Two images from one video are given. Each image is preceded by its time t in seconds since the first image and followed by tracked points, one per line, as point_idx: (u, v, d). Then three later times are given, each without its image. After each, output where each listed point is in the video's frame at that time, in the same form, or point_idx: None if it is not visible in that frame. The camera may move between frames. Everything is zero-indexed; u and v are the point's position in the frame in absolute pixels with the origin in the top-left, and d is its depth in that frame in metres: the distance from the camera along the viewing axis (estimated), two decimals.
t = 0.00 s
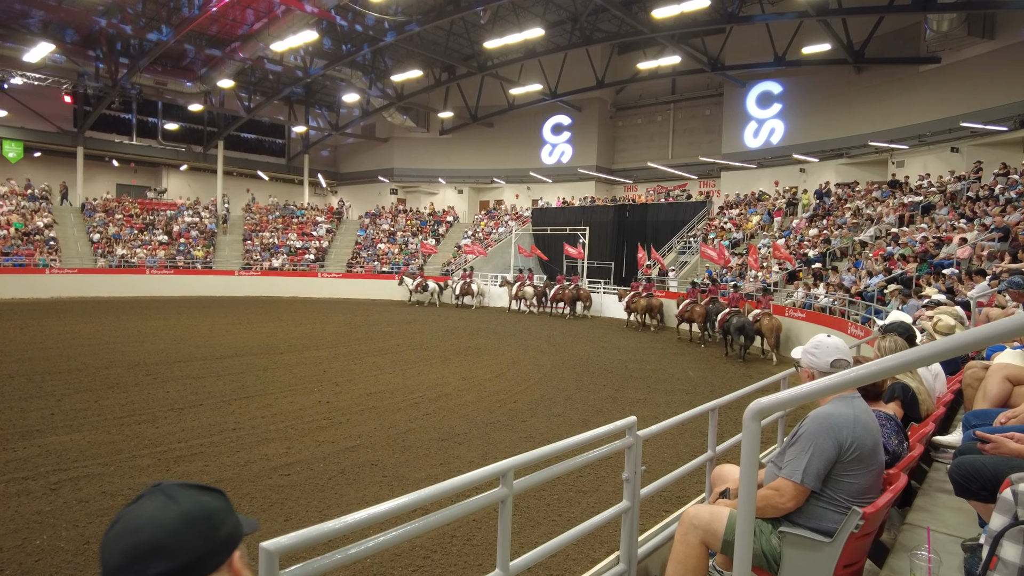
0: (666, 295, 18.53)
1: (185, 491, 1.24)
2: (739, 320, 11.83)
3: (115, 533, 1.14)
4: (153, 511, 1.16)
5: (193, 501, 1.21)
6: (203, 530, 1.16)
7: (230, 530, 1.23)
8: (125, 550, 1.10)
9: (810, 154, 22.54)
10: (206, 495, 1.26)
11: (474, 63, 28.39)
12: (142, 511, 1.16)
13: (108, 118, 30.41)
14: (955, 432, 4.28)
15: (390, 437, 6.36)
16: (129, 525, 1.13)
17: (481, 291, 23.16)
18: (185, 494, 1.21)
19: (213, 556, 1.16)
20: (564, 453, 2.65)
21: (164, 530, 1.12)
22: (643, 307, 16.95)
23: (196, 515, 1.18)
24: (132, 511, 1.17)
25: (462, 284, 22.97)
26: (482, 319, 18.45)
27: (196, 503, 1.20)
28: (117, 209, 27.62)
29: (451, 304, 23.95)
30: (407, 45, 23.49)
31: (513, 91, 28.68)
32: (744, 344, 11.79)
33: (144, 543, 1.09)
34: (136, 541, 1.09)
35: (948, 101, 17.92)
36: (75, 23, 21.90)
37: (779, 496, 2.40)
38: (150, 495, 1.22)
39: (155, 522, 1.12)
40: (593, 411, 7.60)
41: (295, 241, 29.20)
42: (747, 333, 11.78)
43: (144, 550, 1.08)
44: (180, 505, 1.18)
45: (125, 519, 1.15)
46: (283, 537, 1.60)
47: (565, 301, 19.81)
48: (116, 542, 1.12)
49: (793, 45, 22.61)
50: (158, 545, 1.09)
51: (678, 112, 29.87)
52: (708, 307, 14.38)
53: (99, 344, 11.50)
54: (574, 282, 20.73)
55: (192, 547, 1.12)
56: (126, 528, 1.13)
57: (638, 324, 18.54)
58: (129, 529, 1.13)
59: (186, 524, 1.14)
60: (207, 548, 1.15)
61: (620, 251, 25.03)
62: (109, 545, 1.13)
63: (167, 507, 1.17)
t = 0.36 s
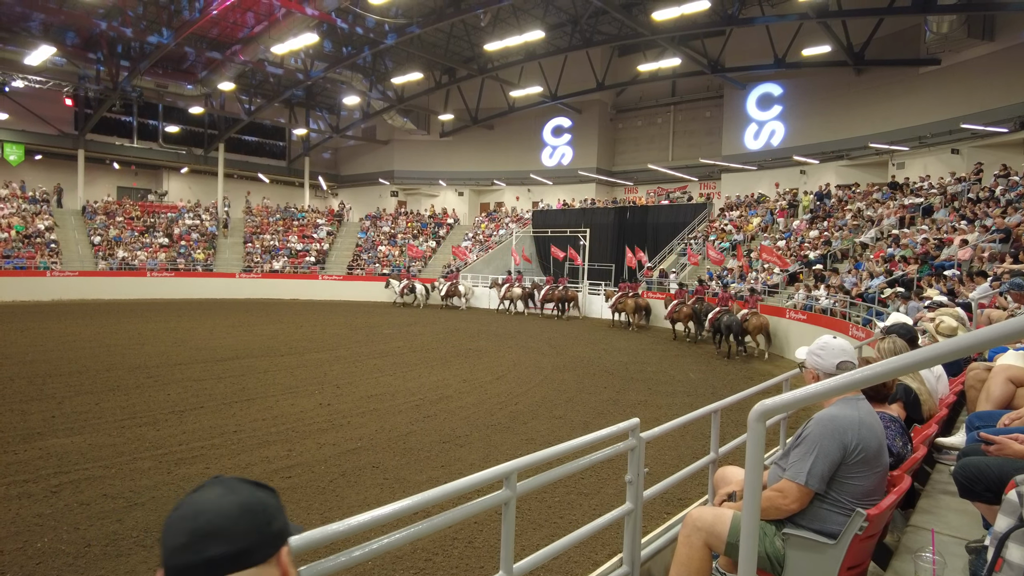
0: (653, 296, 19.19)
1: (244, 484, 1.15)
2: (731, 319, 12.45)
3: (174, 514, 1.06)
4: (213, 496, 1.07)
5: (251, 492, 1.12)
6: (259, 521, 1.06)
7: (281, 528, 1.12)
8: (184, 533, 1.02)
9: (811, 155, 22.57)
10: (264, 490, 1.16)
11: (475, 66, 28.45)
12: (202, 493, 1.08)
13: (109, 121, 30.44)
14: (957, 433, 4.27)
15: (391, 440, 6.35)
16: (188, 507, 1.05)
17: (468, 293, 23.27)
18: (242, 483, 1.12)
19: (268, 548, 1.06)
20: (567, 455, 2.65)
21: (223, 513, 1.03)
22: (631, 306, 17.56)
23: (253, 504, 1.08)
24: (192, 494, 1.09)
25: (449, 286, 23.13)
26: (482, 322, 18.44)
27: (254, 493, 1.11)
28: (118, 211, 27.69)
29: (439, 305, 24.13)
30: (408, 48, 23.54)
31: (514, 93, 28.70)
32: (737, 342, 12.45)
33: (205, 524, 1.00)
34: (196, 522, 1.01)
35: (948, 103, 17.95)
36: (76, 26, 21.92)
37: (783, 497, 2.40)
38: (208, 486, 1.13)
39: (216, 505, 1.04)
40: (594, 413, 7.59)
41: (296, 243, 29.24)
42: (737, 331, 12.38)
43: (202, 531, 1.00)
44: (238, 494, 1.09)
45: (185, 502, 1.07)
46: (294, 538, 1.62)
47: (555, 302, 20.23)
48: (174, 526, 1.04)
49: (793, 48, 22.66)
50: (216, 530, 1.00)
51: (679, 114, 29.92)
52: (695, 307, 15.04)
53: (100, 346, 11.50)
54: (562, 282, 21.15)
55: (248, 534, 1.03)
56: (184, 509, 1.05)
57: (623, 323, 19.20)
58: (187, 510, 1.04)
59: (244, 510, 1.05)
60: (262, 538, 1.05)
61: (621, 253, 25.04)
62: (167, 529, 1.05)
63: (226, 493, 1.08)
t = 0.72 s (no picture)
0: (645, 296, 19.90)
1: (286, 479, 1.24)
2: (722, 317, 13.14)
3: (224, 499, 1.14)
4: (260, 485, 1.16)
5: (294, 485, 1.20)
6: (301, 511, 1.15)
7: (317, 521, 1.20)
8: (234, 516, 1.10)
9: (813, 157, 22.55)
10: (302, 486, 1.25)
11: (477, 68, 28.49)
12: (250, 483, 1.17)
13: (112, 123, 30.55)
14: (962, 436, 4.25)
15: (393, 442, 6.35)
16: (238, 492, 1.14)
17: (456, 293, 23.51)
18: (286, 476, 1.20)
19: (309, 538, 1.14)
20: (570, 458, 2.65)
21: (271, 501, 1.12)
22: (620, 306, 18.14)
23: (296, 496, 1.17)
24: (242, 484, 1.18)
25: (437, 288, 23.29)
26: (485, 323, 18.42)
27: (298, 487, 1.20)
28: (120, 214, 27.77)
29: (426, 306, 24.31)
30: (410, 50, 23.59)
31: (516, 95, 28.71)
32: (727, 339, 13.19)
33: (255, 510, 1.09)
34: (247, 505, 1.10)
35: (950, 104, 17.91)
36: (79, 29, 22.02)
37: (786, 500, 2.40)
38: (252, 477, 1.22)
39: (264, 492, 1.13)
40: (596, 415, 7.58)
41: (298, 245, 29.31)
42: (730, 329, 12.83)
43: (253, 516, 1.09)
44: (282, 485, 1.17)
45: (235, 488, 1.16)
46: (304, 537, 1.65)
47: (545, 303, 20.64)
48: (226, 509, 1.12)
49: (795, 49, 22.66)
50: (264, 516, 1.10)
51: (681, 116, 29.91)
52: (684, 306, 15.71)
53: (103, 348, 11.53)
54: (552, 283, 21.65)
55: (293, 522, 1.12)
56: (235, 495, 1.14)
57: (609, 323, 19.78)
58: (238, 495, 1.13)
59: (289, 501, 1.14)
60: (304, 527, 1.14)
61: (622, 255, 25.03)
62: (218, 512, 1.13)
63: (273, 483, 1.17)
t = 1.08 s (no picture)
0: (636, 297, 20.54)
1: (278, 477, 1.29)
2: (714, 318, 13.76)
3: (221, 499, 1.18)
4: (257, 484, 1.20)
5: (288, 483, 1.25)
6: (297, 507, 1.21)
7: (311, 516, 1.26)
8: (233, 514, 1.14)
9: (816, 159, 22.55)
10: (295, 483, 1.30)
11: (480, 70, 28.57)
12: (245, 482, 1.21)
13: (116, 126, 30.69)
14: (966, 438, 4.24)
15: (397, 444, 6.35)
16: (236, 492, 1.17)
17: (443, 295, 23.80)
18: (280, 475, 1.25)
19: (305, 531, 1.20)
20: (574, 460, 2.65)
21: (269, 498, 1.17)
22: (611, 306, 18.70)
23: (292, 493, 1.22)
24: (235, 484, 1.22)
25: (426, 290, 23.56)
26: (487, 326, 18.42)
27: (292, 483, 1.25)
28: (124, 216, 27.89)
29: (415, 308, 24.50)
30: (414, 53, 23.67)
31: (518, 98, 28.73)
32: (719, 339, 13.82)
33: (254, 508, 1.14)
34: (246, 503, 1.14)
35: (954, 106, 17.87)
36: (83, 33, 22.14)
37: (790, 504, 2.39)
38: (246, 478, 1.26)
39: (261, 490, 1.17)
40: (599, 417, 7.57)
41: (301, 248, 29.44)
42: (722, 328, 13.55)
43: (252, 513, 1.13)
44: (278, 482, 1.22)
45: (230, 488, 1.19)
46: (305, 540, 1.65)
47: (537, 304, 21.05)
48: (223, 509, 1.16)
49: (797, 51, 22.67)
50: (263, 513, 1.14)
51: (684, 118, 29.89)
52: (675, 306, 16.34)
53: (108, 351, 11.57)
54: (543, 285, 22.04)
55: (290, 518, 1.17)
56: (231, 495, 1.17)
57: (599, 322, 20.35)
58: (235, 495, 1.17)
59: (286, 497, 1.20)
60: (300, 522, 1.20)
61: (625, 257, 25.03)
62: (216, 512, 1.17)
63: (269, 481, 1.22)
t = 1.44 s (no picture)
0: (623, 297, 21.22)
1: (274, 466, 1.28)
2: (707, 316, 14.34)
3: (215, 491, 1.18)
4: (250, 475, 1.20)
5: (283, 472, 1.25)
6: (292, 497, 1.20)
7: (308, 503, 1.26)
8: (226, 507, 1.14)
9: (820, 161, 22.50)
10: (292, 471, 1.29)
11: (484, 72, 28.62)
12: (239, 472, 1.20)
13: (122, 129, 30.86)
14: (973, 441, 4.22)
15: (401, 446, 6.36)
16: (229, 484, 1.17)
17: (434, 296, 24.13)
18: (275, 464, 1.25)
19: (300, 521, 1.19)
20: (579, 462, 2.65)
21: (261, 490, 1.16)
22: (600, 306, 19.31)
23: (286, 482, 1.22)
24: (229, 474, 1.22)
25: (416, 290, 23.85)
26: (492, 328, 18.41)
27: (288, 473, 1.25)
28: (130, 218, 28.05)
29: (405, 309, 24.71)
30: (418, 56, 23.72)
31: (522, 100, 28.72)
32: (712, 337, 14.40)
33: (245, 501, 1.14)
34: (237, 497, 1.14)
35: (960, 106, 17.78)
36: (89, 36, 22.27)
37: (794, 507, 2.38)
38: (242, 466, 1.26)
39: (254, 482, 1.17)
40: (604, 419, 7.55)
41: (306, 250, 29.58)
42: (715, 327, 14.23)
43: (244, 505, 1.13)
44: (271, 474, 1.22)
45: (224, 480, 1.19)
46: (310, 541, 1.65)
47: (528, 305, 21.48)
48: (217, 501, 1.16)
49: (802, 52, 22.63)
50: (254, 506, 1.14)
51: (688, 120, 29.86)
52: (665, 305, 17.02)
53: (113, 352, 11.62)
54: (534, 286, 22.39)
55: (284, 509, 1.17)
56: (225, 486, 1.17)
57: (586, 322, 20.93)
58: (228, 487, 1.17)
59: (279, 488, 1.19)
60: (294, 513, 1.19)
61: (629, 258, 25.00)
62: (210, 503, 1.16)
63: (262, 472, 1.21)
